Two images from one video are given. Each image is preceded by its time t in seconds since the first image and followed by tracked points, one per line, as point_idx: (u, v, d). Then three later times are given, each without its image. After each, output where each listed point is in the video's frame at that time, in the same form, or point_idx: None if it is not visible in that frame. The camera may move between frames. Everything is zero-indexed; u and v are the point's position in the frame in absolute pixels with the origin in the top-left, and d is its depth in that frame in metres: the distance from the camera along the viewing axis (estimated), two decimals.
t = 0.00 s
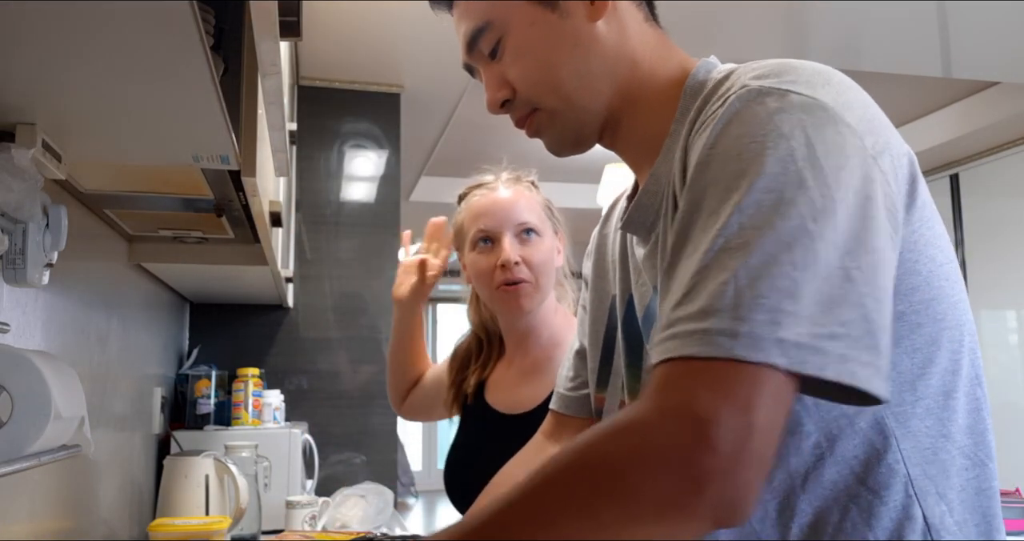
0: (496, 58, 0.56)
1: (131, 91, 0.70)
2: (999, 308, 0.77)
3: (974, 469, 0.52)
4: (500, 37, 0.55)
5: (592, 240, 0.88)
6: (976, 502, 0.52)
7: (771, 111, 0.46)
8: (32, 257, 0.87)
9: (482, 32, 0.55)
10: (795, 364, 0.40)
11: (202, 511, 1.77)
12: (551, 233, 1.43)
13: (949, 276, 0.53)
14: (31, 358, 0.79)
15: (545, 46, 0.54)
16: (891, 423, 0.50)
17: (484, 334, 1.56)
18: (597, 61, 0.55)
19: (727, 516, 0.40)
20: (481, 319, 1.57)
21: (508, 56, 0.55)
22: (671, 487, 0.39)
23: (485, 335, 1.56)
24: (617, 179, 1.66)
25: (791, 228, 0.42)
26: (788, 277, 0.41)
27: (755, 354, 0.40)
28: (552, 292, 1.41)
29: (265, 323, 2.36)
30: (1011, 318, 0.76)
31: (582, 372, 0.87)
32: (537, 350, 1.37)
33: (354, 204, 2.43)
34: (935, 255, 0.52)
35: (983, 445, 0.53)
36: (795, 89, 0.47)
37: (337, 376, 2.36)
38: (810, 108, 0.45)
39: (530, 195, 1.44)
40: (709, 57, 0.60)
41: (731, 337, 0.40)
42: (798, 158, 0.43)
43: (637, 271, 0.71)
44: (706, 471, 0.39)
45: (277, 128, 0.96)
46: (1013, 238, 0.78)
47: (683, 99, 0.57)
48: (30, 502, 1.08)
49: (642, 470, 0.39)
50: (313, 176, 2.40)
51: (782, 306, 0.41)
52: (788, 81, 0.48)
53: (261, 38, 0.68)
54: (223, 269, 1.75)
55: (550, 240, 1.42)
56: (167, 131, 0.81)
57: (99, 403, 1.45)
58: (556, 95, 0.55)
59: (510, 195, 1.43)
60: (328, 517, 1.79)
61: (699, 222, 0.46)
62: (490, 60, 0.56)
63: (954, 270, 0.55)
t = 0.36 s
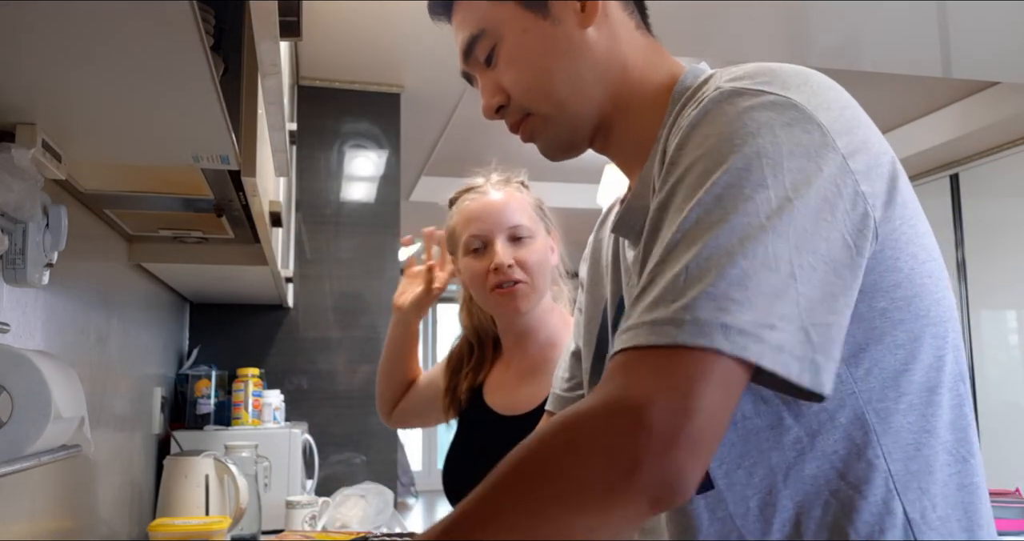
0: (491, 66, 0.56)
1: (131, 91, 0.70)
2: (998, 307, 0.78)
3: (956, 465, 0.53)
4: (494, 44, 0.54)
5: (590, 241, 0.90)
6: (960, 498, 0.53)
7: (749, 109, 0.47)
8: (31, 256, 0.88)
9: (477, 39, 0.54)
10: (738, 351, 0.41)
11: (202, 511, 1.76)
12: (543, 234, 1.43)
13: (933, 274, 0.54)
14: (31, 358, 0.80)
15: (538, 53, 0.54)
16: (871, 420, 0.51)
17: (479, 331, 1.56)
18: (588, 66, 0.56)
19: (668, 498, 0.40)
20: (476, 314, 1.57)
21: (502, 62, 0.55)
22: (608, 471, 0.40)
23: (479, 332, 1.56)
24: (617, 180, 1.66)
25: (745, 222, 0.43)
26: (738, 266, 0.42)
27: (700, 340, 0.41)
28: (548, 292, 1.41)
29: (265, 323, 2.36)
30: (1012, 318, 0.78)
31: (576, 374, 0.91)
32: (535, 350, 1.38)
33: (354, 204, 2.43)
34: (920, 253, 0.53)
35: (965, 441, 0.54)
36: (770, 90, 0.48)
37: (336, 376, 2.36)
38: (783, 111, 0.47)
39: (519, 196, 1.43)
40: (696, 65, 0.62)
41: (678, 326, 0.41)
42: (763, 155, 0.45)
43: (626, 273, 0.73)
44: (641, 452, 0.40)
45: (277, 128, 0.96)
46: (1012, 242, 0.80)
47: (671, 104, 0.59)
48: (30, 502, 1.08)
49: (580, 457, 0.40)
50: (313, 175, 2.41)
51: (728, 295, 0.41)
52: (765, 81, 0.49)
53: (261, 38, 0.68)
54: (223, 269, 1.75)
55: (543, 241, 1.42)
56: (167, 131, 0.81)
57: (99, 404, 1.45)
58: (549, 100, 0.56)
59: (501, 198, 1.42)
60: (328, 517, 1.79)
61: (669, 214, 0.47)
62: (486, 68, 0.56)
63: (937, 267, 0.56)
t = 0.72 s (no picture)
0: (486, 77, 0.59)
1: (131, 91, 0.70)
2: (999, 307, 0.77)
3: (946, 461, 0.54)
4: (490, 56, 0.58)
5: (582, 258, 0.89)
6: (950, 494, 0.53)
7: (746, 104, 0.47)
8: (32, 257, 0.88)
9: (475, 51, 0.58)
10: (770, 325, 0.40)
11: (202, 511, 1.76)
12: (507, 240, 1.41)
13: (924, 273, 0.55)
14: (31, 359, 0.79)
15: (530, 63, 0.56)
16: (865, 416, 0.52)
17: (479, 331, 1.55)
18: (580, 75, 0.57)
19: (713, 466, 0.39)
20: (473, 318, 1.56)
21: (498, 74, 0.58)
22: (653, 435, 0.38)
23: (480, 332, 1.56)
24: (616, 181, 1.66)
25: (767, 204, 0.43)
26: (766, 243, 0.42)
27: (733, 312, 0.40)
28: (531, 294, 1.41)
29: (265, 323, 2.36)
30: (1012, 318, 0.77)
31: (575, 381, 0.91)
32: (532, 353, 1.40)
33: (354, 205, 2.43)
34: (910, 252, 0.53)
35: (954, 437, 0.54)
36: (767, 86, 0.48)
37: (336, 376, 2.36)
38: (781, 106, 0.47)
39: (471, 211, 1.40)
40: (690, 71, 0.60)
41: (710, 299, 0.41)
42: (770, 144, 0.45)
43: (621, 277, 0.73)
44: (693, 415, 0.38)
45: (277, 128, 0.96)
46: (1011, 243, 0.77)
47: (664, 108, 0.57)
48: (30, 502, 1.08)
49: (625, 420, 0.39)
50: (313, 175, 2.41)
51: (758, 268, 0.41)
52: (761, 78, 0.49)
53: (261, 38, 0.68)
54: (223, 269, 1.75)
55: (510, 248, 1.41)
56: (167, 131, 0.81)
57: (99, 404, 1.46)
58: (541, 109, 0.58)
59: (456, 221, 1.38)
60: (328, 517, 1.79)
61: (677, 209, 0.47)
62: (482, 79, 0.60)
63: (928, 266, 0.56)
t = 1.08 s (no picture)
0: (485, 82, 0.60)
1: (131, 91, 0.70)
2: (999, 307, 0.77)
3: (946, 459, 0.54)
4: (487, 61, 0.59)
5: (582, 262, 0.89)
6: (950, 491, 0.53)
7: (744, 105, 0.47)
8: (31, 257, 0.87)
9: (472, 57, 0.59)
10: (760, 327, 0.41)
11: (202, 511, 1.76)
12: (482, 251, 1.40)
13: (923, 273, 0.55)
14: (30, 359, 0.79)
15: (528, 66, 0.56)
16: (865, 415, 0.52)
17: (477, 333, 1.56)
18: (580, 77, 0.57)
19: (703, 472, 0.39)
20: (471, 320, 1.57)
21: (496, 78, 0.59)
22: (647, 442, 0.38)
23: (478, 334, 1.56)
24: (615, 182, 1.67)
25: (756, 206, 0.43)
26: (755, 246, 0.42)
27: (721, 317, 0.40)
28: (515, 301, 1.42)
29: (265, 323, 2.36)
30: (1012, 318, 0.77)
31: (576, 382, 0.91)
32: (527, 355, 1.41)
33: (354, 205, 2.43)
34: (909, 252, 0.53)
35: (954, 436, 0.54)
36: (762, 87, 0.48)
37: (336, 376, 2.36)
38: (777, 108, 0.47)
39: (444, 227, 1.39)
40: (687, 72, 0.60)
41: (698, 303, 0.41)
42: (764, 147, 0.45)
43: (620, 278, 0.73)
44: (678, 421, 0.38)
45: (277, 128, 0.96)
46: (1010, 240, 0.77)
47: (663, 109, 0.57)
48: (30, 502, 1.08)
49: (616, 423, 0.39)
50: (313, 175, 2.40)
51: (748, 271, 0.41)
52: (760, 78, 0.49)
53: (261, 38, 0.68)
54: (223, 269, 1.75)
55: (488, 258, 1.40)
56: (167, 131, 0.81)
57: (99, 404, 1.46)
58: (541, 112, 0.58)
59: (433, 240, 1.38)
60: (328, 517, 1.79)
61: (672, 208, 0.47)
62: (481, 84, 0.60)
63: (928, 266, 0.56)
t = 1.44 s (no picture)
0: (482, 78, 0.58)
1: (132, 92, 0.70)
2: (999, 307, 0.78)
3: (948, 462, 0.54)
4: (485, 57, 0.57)
5: (583, 257, 0.90)
6: (952, 493, 0.53)
7: (731, 129, 0.48)
8: (31, 256, 0.87)
9: (469, 52, 0.58)
10: (723, 383, 0.44)
11: (202, 511, 1.76)
12: (463, 262, 1.40)
13: (925, 274, 0.55)
14: (31, 359, 0.79)
15: (526, 64, 0.56)
16: (865, 418, 0.52)
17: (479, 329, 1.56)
18: (578, 76, 0.57)
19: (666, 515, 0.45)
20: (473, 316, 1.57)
21: (493, 75, 0.58)
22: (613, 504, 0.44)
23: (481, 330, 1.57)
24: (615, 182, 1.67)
25: (730, 249, 0.45)
26: (722, 301, 0.44)
27: (687, 377, 0.43)
28: (501, 308, 1.42)
29: (265, 323, 2.36)
30: (1012, 319, 0.77)
31: (578, 380, 0.91)
32: (516, 362, 1.41)
33: (354, 205, 2.43)
34: (910, 254, 0.53)
35: (957, 438, 0.54)
36: (752, 103, 0.48)
37: (336, 376, 2.36)
38: (766, 123, 0.48)
39: (427, 239, 1.41)
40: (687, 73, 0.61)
41: (667, 360, 0.44)
42: (744, 177, 0.46)
43: (620, 278, 0.73)
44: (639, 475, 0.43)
45: (277, 128, 0.96)
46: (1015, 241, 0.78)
47: (660, 110, 0.58)
48: (30, 501, 1.08)
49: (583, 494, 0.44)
50: (313, 176, 2.40)
51: (716, 325, 0.44)
52: (751, 93, 0.49)
53: (261, 38, 0.68)
54: (223, 270, 1.75)
55: (469, 269, 1.40)
56: (167, 132, 0.81)
57: (99, 404, 1.46)
58: (538, 110, 0.58)
59: (416, 251, 1.42)
60: (329, 517, 1.79)
61: (655, 234, 0.48)
62: (478, 80, 0.59)
63: (930, 268, 0.56)
